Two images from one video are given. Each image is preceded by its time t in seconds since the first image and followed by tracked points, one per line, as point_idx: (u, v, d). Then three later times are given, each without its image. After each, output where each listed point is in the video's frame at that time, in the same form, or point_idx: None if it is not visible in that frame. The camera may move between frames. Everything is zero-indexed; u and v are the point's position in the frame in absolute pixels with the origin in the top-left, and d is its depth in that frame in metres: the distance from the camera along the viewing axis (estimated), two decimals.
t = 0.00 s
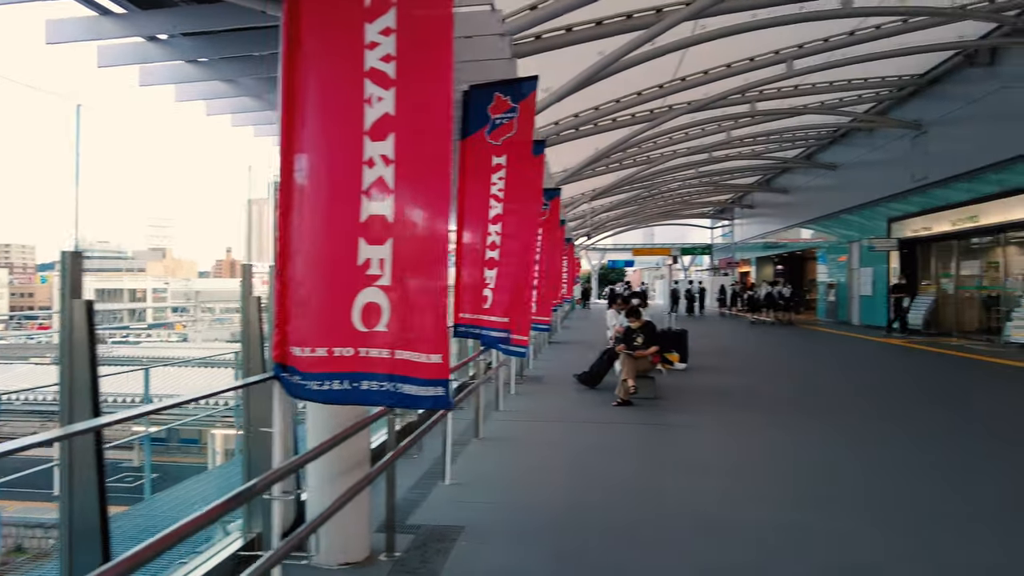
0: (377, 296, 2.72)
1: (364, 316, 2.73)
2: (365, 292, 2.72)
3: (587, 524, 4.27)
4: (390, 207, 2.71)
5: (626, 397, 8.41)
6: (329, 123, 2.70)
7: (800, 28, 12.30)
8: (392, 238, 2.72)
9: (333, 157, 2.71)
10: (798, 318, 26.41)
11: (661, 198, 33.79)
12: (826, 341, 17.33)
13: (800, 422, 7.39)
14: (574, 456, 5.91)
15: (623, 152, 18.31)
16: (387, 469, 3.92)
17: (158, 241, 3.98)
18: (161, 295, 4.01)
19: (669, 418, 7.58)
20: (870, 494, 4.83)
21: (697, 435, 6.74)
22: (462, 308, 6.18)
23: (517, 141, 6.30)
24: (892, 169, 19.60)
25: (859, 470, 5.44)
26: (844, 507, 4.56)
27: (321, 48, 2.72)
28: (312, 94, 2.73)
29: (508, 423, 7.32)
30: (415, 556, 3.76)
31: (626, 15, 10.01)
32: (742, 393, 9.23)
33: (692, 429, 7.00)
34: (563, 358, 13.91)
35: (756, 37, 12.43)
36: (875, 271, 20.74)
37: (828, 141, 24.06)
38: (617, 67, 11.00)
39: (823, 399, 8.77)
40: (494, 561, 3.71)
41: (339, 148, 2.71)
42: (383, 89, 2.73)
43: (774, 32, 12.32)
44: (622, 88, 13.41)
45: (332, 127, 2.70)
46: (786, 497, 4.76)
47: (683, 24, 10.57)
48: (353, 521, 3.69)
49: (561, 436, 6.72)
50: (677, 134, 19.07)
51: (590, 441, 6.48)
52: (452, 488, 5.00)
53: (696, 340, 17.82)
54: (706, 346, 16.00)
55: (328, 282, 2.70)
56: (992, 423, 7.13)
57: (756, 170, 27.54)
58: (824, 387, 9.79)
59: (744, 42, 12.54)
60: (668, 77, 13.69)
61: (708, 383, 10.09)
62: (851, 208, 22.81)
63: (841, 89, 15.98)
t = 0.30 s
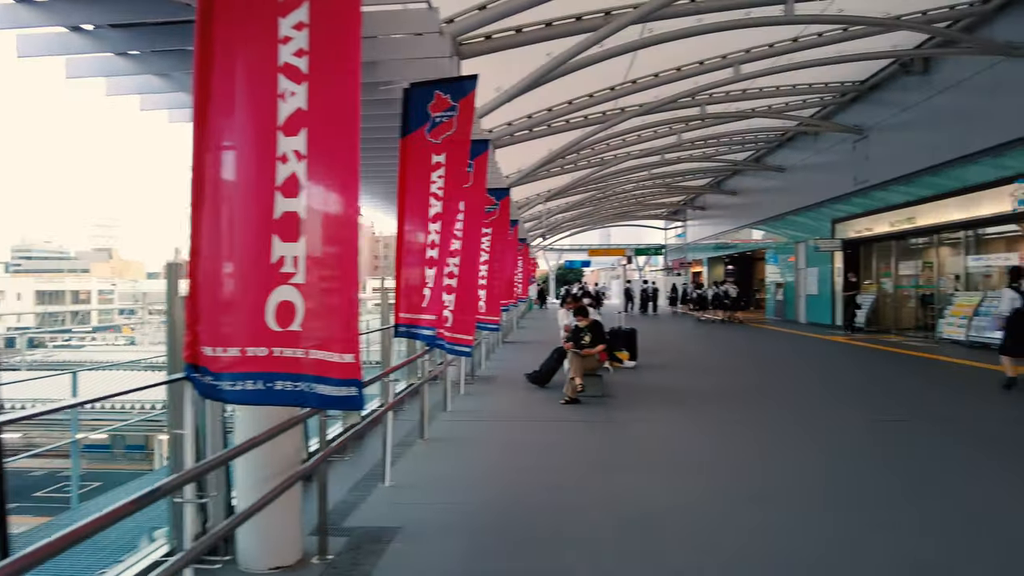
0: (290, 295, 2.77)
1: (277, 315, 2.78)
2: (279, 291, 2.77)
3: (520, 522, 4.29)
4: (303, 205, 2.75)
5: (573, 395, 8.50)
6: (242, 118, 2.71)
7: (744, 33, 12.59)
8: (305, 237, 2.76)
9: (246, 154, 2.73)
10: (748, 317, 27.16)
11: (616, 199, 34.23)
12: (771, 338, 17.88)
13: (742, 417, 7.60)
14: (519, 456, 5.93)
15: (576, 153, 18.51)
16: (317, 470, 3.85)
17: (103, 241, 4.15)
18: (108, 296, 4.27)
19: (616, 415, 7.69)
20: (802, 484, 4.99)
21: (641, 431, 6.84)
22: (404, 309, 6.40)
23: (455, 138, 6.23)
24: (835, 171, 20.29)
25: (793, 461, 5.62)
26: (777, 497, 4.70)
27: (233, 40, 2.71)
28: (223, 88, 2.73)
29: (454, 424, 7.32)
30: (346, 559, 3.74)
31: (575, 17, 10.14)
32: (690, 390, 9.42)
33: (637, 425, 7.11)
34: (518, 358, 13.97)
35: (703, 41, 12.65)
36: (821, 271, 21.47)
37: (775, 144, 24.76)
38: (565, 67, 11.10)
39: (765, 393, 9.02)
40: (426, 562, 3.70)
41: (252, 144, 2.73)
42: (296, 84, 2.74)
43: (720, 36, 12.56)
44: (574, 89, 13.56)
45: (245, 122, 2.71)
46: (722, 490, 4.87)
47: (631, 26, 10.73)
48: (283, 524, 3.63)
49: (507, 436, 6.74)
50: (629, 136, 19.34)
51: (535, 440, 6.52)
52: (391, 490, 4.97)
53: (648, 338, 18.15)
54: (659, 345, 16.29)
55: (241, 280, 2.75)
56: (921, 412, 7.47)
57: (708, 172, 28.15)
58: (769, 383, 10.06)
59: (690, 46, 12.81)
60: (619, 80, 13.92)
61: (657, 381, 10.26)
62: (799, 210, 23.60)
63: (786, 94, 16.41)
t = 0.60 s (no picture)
0: (170, 288, 2.66)
1: (155, 309, 2.64)
2: (158, 283, 2.65)
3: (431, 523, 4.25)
4: (184, 192, 2.68)
5: (501, 394, 8.54)
6: (119, 97, 2.58)
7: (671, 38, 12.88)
8: (186, 226, 2.69)
9: (122, 134, 2.58)
10: (678, 315, 28.02)
11: (552, 199, 34.62)
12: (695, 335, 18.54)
13: (666, 411, 7.79)
14: (450, 458, 5.83)
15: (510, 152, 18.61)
16: (219, 474, 3.68)
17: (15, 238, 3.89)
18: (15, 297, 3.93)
19: (543, 413, 7.75)
20: (729, 477, 5.09)
21: (574, 428, 6.86)
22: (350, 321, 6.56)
23: (370, 131, 6.11)
24: (758, 175, 21.15)
25: (720, 454, 5.74)
26: (706, 490, 4.77)
27: (107, 14, 2.58)
28: (96, 65, 2.58)
29: (377, 426, 7.22)
30: (250, 567, 3.66)
31: (506, 15, 10.15)
32: (618, 386, 9.59)
33: (562, 422, 7.19)
34: (453, 358, 13.93)
35: (632, 45, 12.85)
36: (745, 270, 22.40)
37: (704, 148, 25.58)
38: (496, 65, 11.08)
39: (693, 388, 9.27)
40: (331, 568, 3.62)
41: (129, 125, 2.59)
42: (176, 66, 2.70)
43: (647, 41, 12.80)
44: (506, 88, 13.64)
45: (121, 101, 2.58)
46: (652, 485, 4.92)
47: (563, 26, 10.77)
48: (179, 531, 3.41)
49: (430, 435, 6.69)
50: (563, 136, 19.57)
51: (457, 439, 6.50)
52: (303, 495, 4.87)
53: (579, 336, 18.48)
54: (592, 342, 16.57)
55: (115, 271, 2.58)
56: (838, 404, 7.84)
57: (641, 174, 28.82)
58: (695, 378, 10.37)
59: (620, 49, 12.99)
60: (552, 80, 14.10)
61: (587, 378, 10.41)
62: (726, 211, 24.43)
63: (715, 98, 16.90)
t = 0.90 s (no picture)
0: None
1: None
2: None
3: (296, 541, 4.07)
4: None
5: (383, 399, 8.31)
6: None
7: (554, 46, 13.19)
8: None
9: None
10: (563, 314, 28.90)
11: (441, 199, 34.46)
12: (579, 334, 19.20)
13: (545, 410, 7.98)
14: (320, 469, 5.64)
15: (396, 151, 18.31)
16: (44, 504, 3.37)
17: None
18: None
19: (422, 417, 7.69)
20: (607, 477, 5.21)
21: (456, 434, 6.79)
22: (214, 328, 6.20)
23: (233, 127, 5.73)
24: (637, 181, 22.19)
25: (598, 455, 5.88)
26: (585, 492, 4.85)
27: None
28: None
29: (245, 438, 6.86)
30: None
31: (391, 12, 9.98)
32: (500, 387, 9.71)
33: (440, 426, 7.16)
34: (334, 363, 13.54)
35: (517, 50, 13.02)
36: (625, 271, 23.56)
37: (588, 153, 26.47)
38: (379, 61, 10.80)
39: (574, 388, 9.48)
40: None
41: None
42: None
43: (531, 47, 13.03)
44: (392, 87, 13.45)
45: None
46: (532, 490, 4.92)
47: (450, 27, 10.71)
48: None
49: (302, 446, 6.44)
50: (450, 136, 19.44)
51: (331, 449, 6.30)
52: (155, 519, 4.53)
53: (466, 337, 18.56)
54: (478, 343, 16.68)
55: None
56: (707, 401, 8.29)
57: (528, 177, 29.36)
58: (575, 377, 10.72)
59: (507, 53, 13.05)
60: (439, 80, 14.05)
61: (470, 380, 10.45)
62: (609, 215, 25.35)
63: (596, 106, 17.52)
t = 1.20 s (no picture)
0: None
1: None
2: None
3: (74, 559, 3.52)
4: None
5: (196, 411, 7.64)
6: None
7: (393, 42, 12.92)
8: None
9: None
10: (407, 315, 28.60)
11: (276, 195, 32.59)
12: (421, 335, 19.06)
13: (380, 410, 7.74)
14: (114, 485, 4.96)
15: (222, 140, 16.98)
16: None
17: None
18: None
19: (243, 426, 7.11)
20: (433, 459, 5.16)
21: (277, 439, 6.33)
22: None
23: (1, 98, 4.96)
24: (480, 183, 22.51)
25: (424, 440, 5.82)
26: (415, 477, 4.72)
27: None
28: None
29: (20, 461, 5.89)
30: None
31: None
32: (334, 391, 9.30)
33: (263, 433, 6.66)
34: (146, 372, 12.23)
35: (354, 43, 12.59)
36: (467, 272, 23.83)
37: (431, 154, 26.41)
38: (200, 41, 9.93)
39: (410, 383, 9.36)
40: None
41: None
42: None
43: (369, 40, 12.67)
44: (214, 68, 12.41)
45: None
46: (353, 479, 4.72)
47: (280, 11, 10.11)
48: None
49: (95, 464, 5.66)
50: (283, 128, 18.47)
51: (130, 465, 5.59)
52: None
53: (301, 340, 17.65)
54: (314, 346, 15.93)
55: None
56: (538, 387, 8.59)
57: (370, 175, 28.70)
58: (414, 376, 10.56)
59: (340, 45, 12.59)
60: (271, 68, 13.23)
61: (302, 385, 9.91)
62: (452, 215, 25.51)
63: (439, 106, 17.48)
